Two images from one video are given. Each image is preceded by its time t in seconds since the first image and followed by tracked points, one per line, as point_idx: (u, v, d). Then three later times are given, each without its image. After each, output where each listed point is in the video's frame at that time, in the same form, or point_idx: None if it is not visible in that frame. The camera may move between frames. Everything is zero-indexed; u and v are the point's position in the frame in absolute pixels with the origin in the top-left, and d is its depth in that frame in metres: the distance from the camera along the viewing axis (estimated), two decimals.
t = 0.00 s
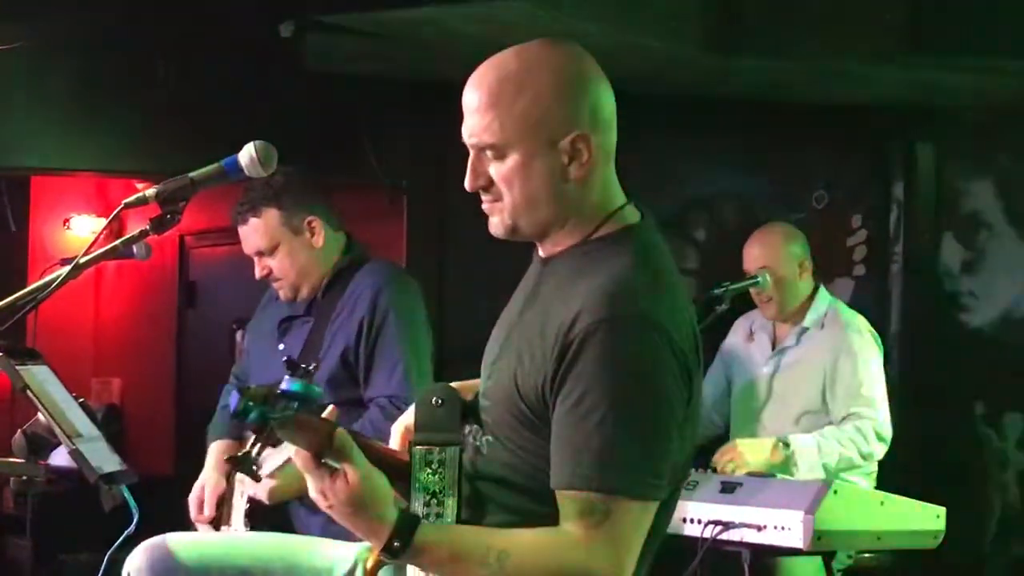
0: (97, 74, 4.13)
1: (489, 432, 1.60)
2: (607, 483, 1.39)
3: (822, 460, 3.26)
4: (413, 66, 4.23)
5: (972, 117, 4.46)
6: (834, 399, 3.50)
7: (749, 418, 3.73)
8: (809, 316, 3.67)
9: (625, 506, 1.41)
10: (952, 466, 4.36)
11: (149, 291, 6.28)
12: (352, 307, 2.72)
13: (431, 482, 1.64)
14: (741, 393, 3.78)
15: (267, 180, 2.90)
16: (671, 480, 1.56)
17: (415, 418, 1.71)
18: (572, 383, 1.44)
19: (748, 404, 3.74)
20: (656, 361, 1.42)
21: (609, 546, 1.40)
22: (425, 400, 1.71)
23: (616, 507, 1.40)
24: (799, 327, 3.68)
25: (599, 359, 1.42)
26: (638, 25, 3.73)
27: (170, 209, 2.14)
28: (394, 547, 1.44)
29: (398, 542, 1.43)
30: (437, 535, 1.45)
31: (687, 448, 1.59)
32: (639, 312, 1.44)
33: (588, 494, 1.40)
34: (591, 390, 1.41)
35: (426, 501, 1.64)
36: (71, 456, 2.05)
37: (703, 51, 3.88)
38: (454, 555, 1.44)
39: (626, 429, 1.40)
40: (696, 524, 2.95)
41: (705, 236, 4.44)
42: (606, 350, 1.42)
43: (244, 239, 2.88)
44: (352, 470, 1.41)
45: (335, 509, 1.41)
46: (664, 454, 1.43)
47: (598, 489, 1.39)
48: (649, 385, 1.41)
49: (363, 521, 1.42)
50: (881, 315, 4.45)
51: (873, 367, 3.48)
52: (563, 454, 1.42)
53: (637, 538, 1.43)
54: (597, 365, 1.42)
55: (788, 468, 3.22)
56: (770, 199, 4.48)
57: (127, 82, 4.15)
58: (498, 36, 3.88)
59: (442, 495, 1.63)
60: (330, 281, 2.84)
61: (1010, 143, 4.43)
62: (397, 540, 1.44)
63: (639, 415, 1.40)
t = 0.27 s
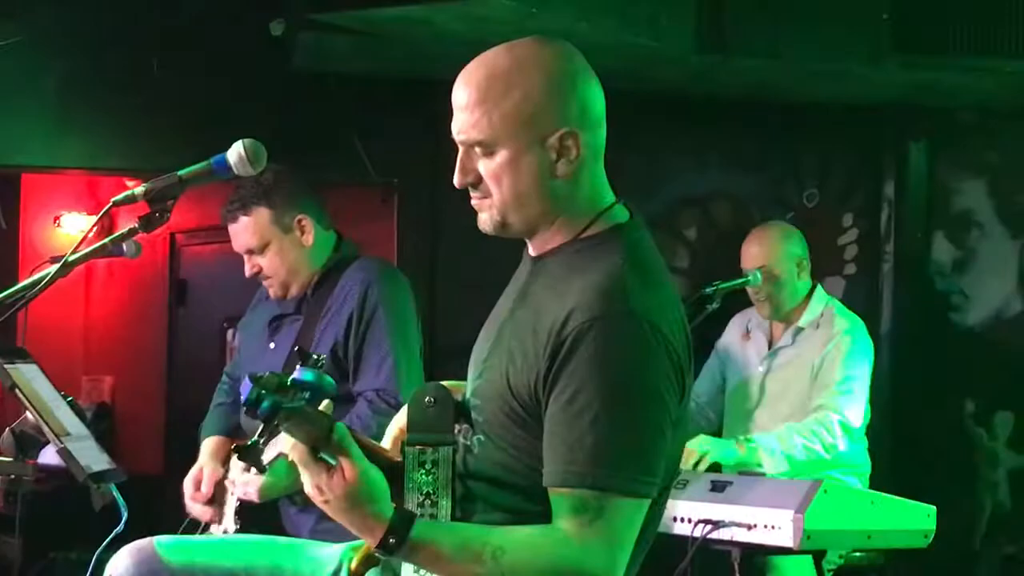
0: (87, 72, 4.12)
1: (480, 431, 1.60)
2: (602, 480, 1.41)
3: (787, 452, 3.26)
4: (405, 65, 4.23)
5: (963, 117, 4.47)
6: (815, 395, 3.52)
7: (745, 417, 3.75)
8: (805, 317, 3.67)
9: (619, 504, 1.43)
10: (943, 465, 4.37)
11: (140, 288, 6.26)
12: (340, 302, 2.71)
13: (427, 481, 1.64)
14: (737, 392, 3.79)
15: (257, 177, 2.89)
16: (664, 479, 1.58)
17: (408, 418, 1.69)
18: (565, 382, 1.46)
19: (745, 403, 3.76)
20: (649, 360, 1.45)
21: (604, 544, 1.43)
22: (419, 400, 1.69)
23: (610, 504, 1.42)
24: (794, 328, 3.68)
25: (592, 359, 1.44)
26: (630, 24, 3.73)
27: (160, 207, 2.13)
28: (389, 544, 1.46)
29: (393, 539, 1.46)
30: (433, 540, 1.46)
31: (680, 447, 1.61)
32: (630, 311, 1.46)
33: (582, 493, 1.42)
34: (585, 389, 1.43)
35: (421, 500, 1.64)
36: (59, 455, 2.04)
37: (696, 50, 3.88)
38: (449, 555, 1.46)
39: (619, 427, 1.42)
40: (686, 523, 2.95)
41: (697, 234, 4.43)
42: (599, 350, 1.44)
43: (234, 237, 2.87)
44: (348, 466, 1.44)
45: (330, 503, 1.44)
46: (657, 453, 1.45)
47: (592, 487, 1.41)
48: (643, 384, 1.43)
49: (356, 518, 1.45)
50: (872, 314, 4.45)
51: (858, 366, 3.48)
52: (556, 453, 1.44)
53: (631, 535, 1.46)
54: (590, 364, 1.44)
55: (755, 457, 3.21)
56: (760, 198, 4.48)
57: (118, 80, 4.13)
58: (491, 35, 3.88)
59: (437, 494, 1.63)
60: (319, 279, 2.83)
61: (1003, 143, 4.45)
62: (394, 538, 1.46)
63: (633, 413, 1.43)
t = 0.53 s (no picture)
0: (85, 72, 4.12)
1: (474, 431, 1.61)
2: (597, 477, 1.41)
3: (762, 445, 3.27)
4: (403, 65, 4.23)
5: (962, 118, 4.46)
6: (801, 390, 3.51)
7: (743, 416, 3.75)
8: (800, 315, 3.67)
9: (614, 502, 1.42)
10: (940, 466, 4.36)
11: (139, 288, 6.26)
12: (336, 301, 2.71)
13: (418, 480, 1.63)
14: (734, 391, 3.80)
15: (257, 177, 2.91)
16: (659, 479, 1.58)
17: (401, 421, 1.69)
18: (559, 380, 1.45)
19: (743, 403, 3.76)
20: (642, 357, 1.44)
21: (600, 542, 1.42)
22: (410, 402, 1.70)
23: (605, 502, 1.42)
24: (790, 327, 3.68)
25: (586, 357, 1.44)
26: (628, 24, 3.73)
27: (157, 207, 2.13)
28: (386, 543, 1.43)
29: (390, 538, 1.43)
30: (428, 536, 1.44)
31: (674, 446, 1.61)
32: (623, 310, 1.46)
33: (577, 491, 1.42)
34: (579, 387, 1.43)
35: (414, 501, 1.64)
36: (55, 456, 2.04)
37: (694, 51, 3.88)
38: (443, 552, 1.45)
39: (613, 425, 1.42)
40: (684, 523, 2.95)
41: (695, 236, 4.43)
42: (592, 348, 1.44)
43: (232, 236, 2.88)
44: (345, 466, 1.41)
45: (326, 505, 1.41)
46: (653, 451, 1.44)
47: (588, 485, 1.41)
48: (637, 382, 1.43)
49: (354, 519, 1.42)
50: (870, 315, 4.46)
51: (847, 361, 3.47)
52: (551, 452, 1.44)
53: (627, 534, 1.45)
54: (584, 362, 1.44)
55: (732, 459, 3.27)
56: (757, 198, 4.47)
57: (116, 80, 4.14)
58: (489, 35, 3.88)
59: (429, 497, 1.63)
60: (316, 277, 2.83)
61: (1001, 144, 4.45)
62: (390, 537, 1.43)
63: (628, 411, 1.42)
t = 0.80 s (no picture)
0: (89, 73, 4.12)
1: (467, 430, 1.59)
2: (586, 467, 1.39)
3: (762, 447, 3.29)
4: (407, 66, 4.23)
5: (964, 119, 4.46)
6: (800, 390, 3.51)
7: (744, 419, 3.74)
8: (800, 317, 3.67)
9: (603, 495, 1.40)
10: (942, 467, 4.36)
11: (142, 289, 6.27)
12: (338, 304, 2.71)
13: (415, 479, 1.63)
14: (735, 393, 3.79)
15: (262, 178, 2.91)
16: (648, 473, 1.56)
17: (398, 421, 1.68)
18: (545, 373, 1.43)
19: (744, 404, 3.76)
20: (629, 347, 1.42)
21: (588, 535, 1.40)
22: (405, 400, 1.69)
23: (594, 493, 1.40)
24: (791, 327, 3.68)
25: (572, 349, 1.42)
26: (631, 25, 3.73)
27: (162, 209, 2.12)
28: (378, 534, 1.43)
29: (382, 529, 1.43)
30: (423, 524, 1.44)
31: (665, 440, 1.59)
32: (609, 299, 1.44)
33: (567, 483, 1.40)
34: (564, 377, 1.41)
35: (410, 499, 1.63)
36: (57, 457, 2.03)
37: (697, 52, 3.88)
38: (431, 542, 1.43)
39: (601, 416, 1.39)
40: (687, 526, 2.95)
41: (699, 237, 4.43)
42: (578, 339, 1.42)
43: (235, 236, 2.89)
44: (334, 459, 1.42)
45: (316, 498, 1.41)
46: (642, 443, 1.42)
47: (576, 476, 1.39)
48: (624, 372, 1.41)
49: (344, 511, 1.42)
50: (874, 317, 4.45)
51: (844, 361, 3.48)
52: (539, 445, 1.42)
53: (616, 526, 1.43)
54: (569, 352, 1.42)
55: (732, 462, 3.30)
56: (761, 199, 4.48)
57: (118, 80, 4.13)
58: (491, 37, 3.88)
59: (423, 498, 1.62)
60: (319, 280, 2.83)
61: (1003, 142, 4.40)
62: (382, 530, 1.43)
63: (615, 400, 1.40)
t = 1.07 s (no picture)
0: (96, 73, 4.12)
1: (466, 429, 1.59)
2: (576, 458, 1.38)
3: (768, 446, 3.28)
4: (414, 67, 4.23)
5: (972, 120, 4.45)
6: (806, 390, 3.51)
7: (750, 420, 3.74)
8: (806, 317, 3.66)
9: (593, 484, 1.40)
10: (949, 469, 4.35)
11: (149, 289, 6.27)
12: (348, 306, 2.71)
13: (415, 477, 1.61)
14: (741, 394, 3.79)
15: (272, 178, 2.91)
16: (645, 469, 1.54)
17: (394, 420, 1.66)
18: (537, 365, 1.43)
19: (750, 405, 3.76)
20: (621, 340, 1.42)
21: (578, 525, 1.40)
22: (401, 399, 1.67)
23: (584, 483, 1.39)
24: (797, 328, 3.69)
25: (563, 338, 1.42)
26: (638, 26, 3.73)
27: (171, 210, 2.12)
28: (368, 525, 1.43)
29: (372, 519, 1.43)
30: (412, 515, 1.45)
31: (664, 438, 1.57)
32: (600, 293, 1.44)
33: (557, 474, 1.39)
34: (555, 368, 1.41)
35: (410, 497, 1.62)
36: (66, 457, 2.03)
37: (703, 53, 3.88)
38: (424, 531, 1.44)
39: (592, 406, 1.39)
40: (694, 526, 2.95)
41: (704, 237, 4.48)
42: (570, 329, 1.42)
43: (244, 236, 2.89)
44: (324, 450, 1.41)
45: (307, 489, 1.41)
46: (634, 433, 1.41)
47: (566, 466, 1.38)
48: (616, 362, 1.40)
49: (335, 501, 1.42)
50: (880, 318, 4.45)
51: (850, 362, 3.48)
52: (531, 437, 1.41)
53: (608, 517, 1.42)
54: (560, 343, 1.42)
55: (737, 462, 3.30)
56: (767, 198, 4.52)
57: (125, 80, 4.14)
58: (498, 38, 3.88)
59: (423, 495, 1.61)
60: (327, 281, 2.83)
61: (1013, 144, 4.40)
62: (372, 519, 1.43)
63: (606, 391, 1.39)
